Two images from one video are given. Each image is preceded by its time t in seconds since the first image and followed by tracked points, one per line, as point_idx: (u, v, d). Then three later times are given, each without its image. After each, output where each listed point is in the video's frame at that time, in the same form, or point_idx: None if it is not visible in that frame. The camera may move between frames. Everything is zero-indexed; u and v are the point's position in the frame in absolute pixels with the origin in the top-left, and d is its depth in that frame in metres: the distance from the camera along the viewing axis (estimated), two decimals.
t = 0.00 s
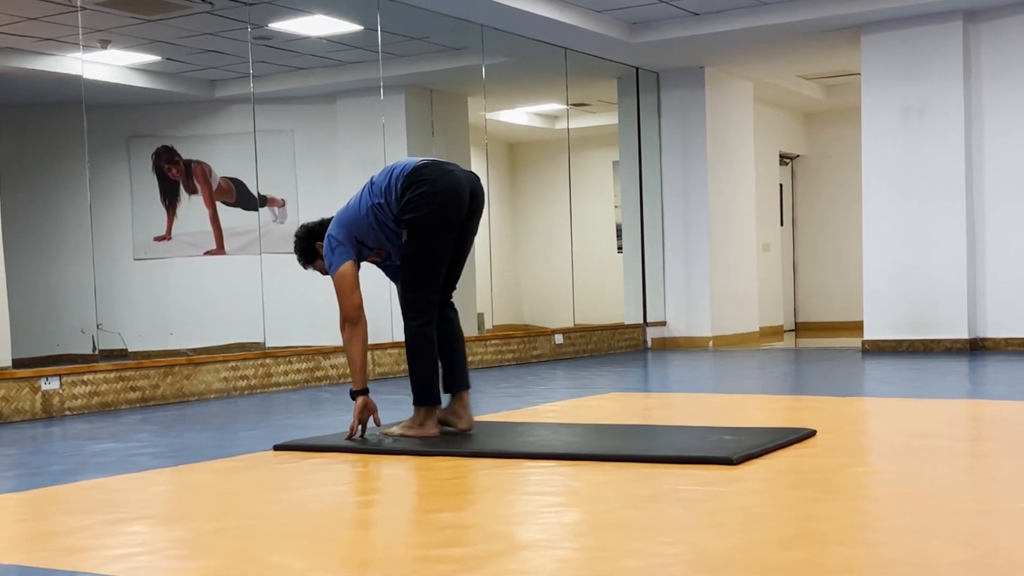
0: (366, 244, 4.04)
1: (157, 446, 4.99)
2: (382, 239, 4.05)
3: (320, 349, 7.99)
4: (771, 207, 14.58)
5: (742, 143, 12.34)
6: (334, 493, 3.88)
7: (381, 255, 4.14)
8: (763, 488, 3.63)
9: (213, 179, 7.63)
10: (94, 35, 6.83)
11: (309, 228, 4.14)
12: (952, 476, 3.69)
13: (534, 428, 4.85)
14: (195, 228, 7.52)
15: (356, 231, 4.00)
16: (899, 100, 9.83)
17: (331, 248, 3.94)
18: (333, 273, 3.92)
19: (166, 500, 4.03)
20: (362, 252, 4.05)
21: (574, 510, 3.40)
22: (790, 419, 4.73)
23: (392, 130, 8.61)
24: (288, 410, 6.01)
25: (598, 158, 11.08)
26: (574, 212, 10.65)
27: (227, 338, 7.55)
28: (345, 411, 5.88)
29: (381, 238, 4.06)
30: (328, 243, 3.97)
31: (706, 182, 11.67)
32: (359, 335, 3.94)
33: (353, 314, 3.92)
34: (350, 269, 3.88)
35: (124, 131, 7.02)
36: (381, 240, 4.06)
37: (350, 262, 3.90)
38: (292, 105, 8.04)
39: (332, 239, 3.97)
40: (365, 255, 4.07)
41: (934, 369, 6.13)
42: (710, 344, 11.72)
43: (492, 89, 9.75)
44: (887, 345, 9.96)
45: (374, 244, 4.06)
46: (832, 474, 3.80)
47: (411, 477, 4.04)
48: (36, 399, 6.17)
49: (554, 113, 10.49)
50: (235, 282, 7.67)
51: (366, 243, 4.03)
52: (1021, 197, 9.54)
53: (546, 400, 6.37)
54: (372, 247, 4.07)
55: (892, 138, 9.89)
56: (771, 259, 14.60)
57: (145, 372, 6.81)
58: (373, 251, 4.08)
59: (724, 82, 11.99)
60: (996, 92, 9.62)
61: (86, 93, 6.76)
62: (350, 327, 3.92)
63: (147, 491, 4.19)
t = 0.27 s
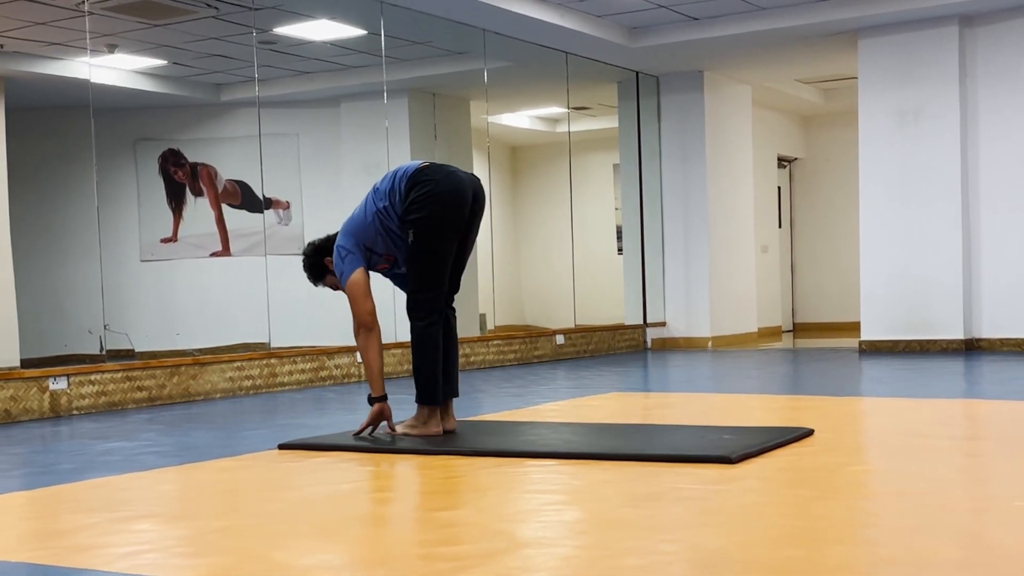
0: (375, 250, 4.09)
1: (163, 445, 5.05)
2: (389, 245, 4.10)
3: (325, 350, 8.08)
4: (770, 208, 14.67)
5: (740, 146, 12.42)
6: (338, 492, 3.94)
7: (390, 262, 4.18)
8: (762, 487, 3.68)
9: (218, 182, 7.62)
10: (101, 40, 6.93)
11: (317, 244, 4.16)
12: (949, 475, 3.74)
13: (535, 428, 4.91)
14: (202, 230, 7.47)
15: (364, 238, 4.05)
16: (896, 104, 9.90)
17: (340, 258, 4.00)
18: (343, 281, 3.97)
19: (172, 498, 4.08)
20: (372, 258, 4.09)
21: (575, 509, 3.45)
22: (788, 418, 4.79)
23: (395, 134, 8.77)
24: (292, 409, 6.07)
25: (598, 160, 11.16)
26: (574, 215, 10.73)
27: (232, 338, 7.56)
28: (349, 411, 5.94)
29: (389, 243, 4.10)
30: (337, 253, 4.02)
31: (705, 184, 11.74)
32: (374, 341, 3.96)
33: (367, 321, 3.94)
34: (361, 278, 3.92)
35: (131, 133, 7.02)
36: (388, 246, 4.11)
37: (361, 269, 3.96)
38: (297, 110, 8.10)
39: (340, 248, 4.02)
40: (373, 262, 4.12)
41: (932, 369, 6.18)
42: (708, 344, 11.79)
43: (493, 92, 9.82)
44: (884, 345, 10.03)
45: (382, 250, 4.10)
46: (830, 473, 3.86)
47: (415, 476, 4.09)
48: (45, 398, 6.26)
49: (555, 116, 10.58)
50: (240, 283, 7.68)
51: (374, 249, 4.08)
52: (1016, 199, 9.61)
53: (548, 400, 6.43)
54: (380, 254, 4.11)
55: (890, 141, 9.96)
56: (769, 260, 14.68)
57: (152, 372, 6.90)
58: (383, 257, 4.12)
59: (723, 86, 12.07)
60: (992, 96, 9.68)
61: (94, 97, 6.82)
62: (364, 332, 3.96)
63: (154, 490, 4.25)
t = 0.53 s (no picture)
0: (386, 258, 4.16)
1: (170, 444, 5.13)
2: (401, 253, 4.17)
3: (329, 350, 8.13)
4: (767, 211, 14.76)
5: (739, 149, 12.49)
6: (342, 489, 4.01)
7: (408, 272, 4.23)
8: (760, 485, 3.75)
9: (224, 185, 7.78)
10: (108, 44, 6.95)
11: (336, 275, 4.21)
12: (944, 473, 3.81)
13: (537, 427, 4.98)
14: (207, 232, 7.67)
15: (374, 247, 4.14)
16: (893, 107, 9.97)
17: (353, 269, 4.10)
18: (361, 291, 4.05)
19: (180, 496, 4.16)
20: (384, 267, 4.16)
21: (576, 507, 3.52)
22: (786, 417, 4.86)
23: (399, 138, 8.78)
24: (297, 408, 6.15)
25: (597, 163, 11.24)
26: (574, 218, 10.80)
27: (237, 339, 7.67)
28: (353, 410, 6.01)
29: (400, 251, 4.16)
30: (349, 265, 4.12)
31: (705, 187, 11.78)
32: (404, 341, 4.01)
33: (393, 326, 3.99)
34: (376, 284, 4.01)
35: (138, 137, 7.14)
36: (400, 254, 4.17)
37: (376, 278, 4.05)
38: (301, 113, 8.21)
39: (352, 260, 4.12)
40: (387, 272, 4.18)
41: (928, 369, 6.25)
42: (707, 345, 11.84)
43: (495, 96, 9.89)
44: (881, 345, 10.10)
45: (394, 258, 4.17)
46: (828, 472, 3.92)
47: (418, 474, 4.16)
48: (52, 398, 6.29)
49: (555, 120, 10.70)
50: (246, 285, 7.80)
51: (385, 257, 4.15)
52: (1012, 203, 9.68)
53: (549, 399, 6.50)
54: (394, 263, 4.17)
55: (886, 144, 10.04)
56: (768, 262, 14.76)
57: (158, 372, 6.95)
58: (395, 265, 4.18)
59: (722, 90, 12.14)
60: (989, 99, 9.74)
61: (101, 101, 6.88)
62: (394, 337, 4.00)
63: (161, 488, 4.33)
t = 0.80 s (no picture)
0: (393, 263, 4.16)
1: (176, 443, 5.19)
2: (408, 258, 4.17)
3: (333, 350, 8.25)
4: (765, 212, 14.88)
5: (738, 151, 12.60)
6: (347, 488, 4.07)
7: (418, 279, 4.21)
8: (758, 484, 3.81)
9: (230, 187, 7.74)
10: (116, 49, 7.02)
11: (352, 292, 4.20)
12: (939, 472, 3.87)
13: (539, 426, 5.04)
14: (213, 234, 7.62)
15: (381, 253, 4.15)
16: (889, 111, 10.10)
17: (360, 274, 4.12)
18: (371, 297, 4.03)
19: (187, 495, 4.22)
20: (392, 273, 4.15)
21: (577, 505, 3.58)
22: (785, 416, 4.92)
23: (403, 141, 8.92)
24: (301, 408, 6.21)
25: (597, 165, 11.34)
26: (575, 220, 10.91)
27: (243, 339, 7.71)
28: (357, 410, 6.07)
29: (407, 256, 4.18)
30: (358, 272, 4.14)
31: (705, 190, 11.85)
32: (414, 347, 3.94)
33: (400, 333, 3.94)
34: (383, 290, 3.99)
35: (144, 140, 7.16)
36: (408, 259, 4.18)
37: (384, 283, 4.04)
38: (306, 118, 8.26)
39: (360, 266, 4.14)
40: (396, 279, 4.17)
41: (925, 370, 6.32)
42: (706, 346, 11.90)
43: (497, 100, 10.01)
44: (877, 346, 10.20)
45: (402, 263, 4.17)
46: (825, 470, 3.98)
47: (422, 473, 4.22)
48: (61, 398, 6.37)
49: (556, 124, 10.79)
50: (252, 286, 7.83)
51: (393, 263, 4.16)
52: (1006, 206, 9.75)
53: (550, 399, 6.57)
54: (402, 269, 4.17)
55: (882, 146, 10.17)
56: (766, 263, 14.87)
57: (165, 372, 7.04)
58: (403, 271, 4.17)
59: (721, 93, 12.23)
60: (985, 103, 9.83)
61: (108, 104, 6.95)
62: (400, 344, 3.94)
63: (168, 487, 4.39)
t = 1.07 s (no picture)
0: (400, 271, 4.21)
1: (182, 443, 5.25)
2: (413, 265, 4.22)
3: (337, 350, 8.35)
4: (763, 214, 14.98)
5: (737, 155, 12.70)
6: (351, 487, 4.13)
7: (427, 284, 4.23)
8: (757, 482, 3.87)
9: (236, 190, 7.82)
10: (123, 53, 7.11)
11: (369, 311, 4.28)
12: (935, 470, 3.94)
13: (540, 426, 5.11)
14: (220, 235, 7.69)
15: (385, 262, 4.21)
16: (886, 115, 10.20)
17: (366, 284, 4.20)
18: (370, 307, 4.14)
19: (193, 493, 4.28)
20: (398, 281, 4.20)
21: (578, 504, 3.64)
22: (783, 416, 4.99)
23: (406, 145, 9.03)
24: (306, 408, 6.28)
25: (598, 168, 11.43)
26: (576, 222, 11.00)
27: (248, 340, 7.78)
28: (361, 409, 6.14)
29: (412, 262, 4.22)
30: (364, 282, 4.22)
31: (704, 192, 11.94)
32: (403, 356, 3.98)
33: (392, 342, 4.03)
34: (377, 301, 4.09)
35: (151, 143, 7.23)
36: (412, 266, 4.22)
37: (383, 292, 4.13)
38: (310, 122, 8.35)
39: (366, 276, 4.22)
40: (403, 286, 4.20)
41: (921, 370, 6.39)
42: (706, 346, 11.97)
43: (499, 104, 10.10)
44: (875, 346, 10.30)
45: (408, 271, 4.21)
46: (823, 469, 4.04)
47: (425, 472, 4.29)
48: (68, 397, 6.44)
49: (557, 127, 10.88)
50: (257, 287, 7.89)
51: (399, 271, 4.21)
52: (1002, 208, 9.87)
53: (551, 399, 6.63)
54: (408, 276, 4.21)
55: (879, 150, 10.27)
56: (765, 265, 14.97)
57: (171, 372, 7.11)
58: (409, 279, 4.21)
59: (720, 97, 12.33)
60: (981, 108, 9.94)
61: (116, 108, 7.03)
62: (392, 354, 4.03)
63: (174, 486, 4.45)
